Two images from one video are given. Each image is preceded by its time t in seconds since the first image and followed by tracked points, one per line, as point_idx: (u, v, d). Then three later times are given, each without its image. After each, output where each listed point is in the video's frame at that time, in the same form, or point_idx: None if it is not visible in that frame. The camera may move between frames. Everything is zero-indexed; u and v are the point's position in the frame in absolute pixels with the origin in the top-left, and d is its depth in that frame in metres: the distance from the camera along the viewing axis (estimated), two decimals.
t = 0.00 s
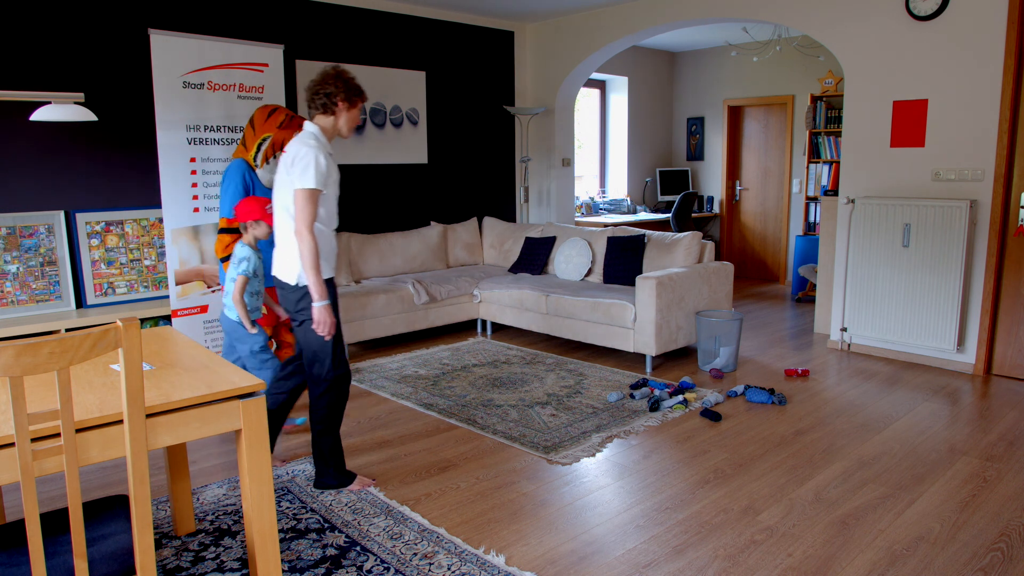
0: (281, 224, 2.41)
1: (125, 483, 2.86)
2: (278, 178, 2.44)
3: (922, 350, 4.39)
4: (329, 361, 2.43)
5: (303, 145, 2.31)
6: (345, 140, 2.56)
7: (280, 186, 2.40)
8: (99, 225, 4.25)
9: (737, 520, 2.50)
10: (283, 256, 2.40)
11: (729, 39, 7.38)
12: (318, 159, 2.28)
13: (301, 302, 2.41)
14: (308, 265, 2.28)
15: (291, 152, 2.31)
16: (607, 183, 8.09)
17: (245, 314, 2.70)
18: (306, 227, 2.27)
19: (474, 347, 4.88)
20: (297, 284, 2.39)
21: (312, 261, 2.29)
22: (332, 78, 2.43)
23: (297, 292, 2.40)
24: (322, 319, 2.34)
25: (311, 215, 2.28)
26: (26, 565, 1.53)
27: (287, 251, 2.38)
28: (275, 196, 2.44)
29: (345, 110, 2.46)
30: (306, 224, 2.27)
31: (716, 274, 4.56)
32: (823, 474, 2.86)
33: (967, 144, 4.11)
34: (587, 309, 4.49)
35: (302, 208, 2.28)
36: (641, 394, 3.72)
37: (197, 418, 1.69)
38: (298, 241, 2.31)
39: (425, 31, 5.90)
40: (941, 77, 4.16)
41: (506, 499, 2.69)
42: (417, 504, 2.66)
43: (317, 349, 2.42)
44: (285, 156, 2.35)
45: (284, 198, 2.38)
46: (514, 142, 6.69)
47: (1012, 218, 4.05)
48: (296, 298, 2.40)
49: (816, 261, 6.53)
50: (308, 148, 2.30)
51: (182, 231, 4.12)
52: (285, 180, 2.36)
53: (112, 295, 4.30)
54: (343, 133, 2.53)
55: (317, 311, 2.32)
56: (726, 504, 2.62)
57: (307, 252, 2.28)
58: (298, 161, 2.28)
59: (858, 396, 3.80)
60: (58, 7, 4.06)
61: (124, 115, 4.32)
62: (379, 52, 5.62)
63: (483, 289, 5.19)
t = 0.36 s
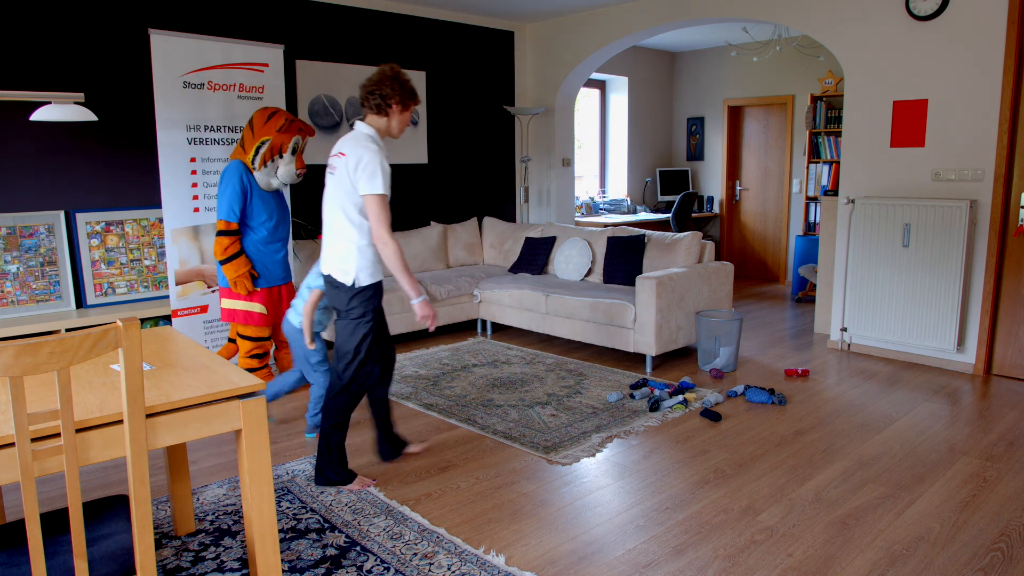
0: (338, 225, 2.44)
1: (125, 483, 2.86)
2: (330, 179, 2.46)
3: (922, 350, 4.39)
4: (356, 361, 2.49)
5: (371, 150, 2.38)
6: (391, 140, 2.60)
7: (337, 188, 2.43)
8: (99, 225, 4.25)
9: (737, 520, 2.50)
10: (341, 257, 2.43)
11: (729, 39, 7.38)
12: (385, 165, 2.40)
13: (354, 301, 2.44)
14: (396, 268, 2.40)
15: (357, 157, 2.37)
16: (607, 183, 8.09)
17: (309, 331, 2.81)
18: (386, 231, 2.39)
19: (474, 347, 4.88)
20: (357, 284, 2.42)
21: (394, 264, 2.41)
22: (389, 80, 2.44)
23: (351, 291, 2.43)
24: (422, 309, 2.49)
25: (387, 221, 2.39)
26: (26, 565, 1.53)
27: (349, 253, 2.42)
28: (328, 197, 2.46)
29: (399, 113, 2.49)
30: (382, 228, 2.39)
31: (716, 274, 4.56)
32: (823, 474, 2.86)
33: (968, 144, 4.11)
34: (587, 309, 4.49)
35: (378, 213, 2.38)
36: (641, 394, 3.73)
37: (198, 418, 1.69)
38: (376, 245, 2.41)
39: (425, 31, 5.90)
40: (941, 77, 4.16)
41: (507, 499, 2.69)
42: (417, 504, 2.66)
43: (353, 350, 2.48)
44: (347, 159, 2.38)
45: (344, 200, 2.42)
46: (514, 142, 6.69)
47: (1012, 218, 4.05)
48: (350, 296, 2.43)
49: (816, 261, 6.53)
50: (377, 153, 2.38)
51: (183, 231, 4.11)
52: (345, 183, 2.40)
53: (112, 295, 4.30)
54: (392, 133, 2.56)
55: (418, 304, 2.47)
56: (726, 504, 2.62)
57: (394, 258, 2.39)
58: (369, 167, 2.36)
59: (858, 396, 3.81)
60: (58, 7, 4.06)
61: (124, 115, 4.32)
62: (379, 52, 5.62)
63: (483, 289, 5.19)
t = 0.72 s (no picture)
0: (395, 219, 2.60)
1: (125, 483, 2.86)
2: (388, 175, 2.62)
3: (922, 350, 4.39)
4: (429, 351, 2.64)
5: (425, 147, 2.52)
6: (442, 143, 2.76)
7: (395, 183, 2.59)
8: (99, 225, 4.25)
9: (737, 520, 2.50)
10: (396, 249, 2.59)
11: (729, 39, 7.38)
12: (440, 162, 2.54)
13: (414, 291, 2.59)
14: (436, 258, 2.52)
15: (414, 153, 2.51)
16: (607, 183, 8.09)
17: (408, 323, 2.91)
18: (430, 223, 2.51)
19: (474, 347, 4.88)
20: (416, 274, 2.57)
21: (437, 254, 2.54)
22: (442, 89, 2.60)
23: (415, 283, 2.58)
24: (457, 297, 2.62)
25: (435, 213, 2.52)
26: (26, 565, 1.53)
27: (403, 245, 2.57)
28: (387, 192, 2.62)
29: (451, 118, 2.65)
30: (429, 219, 2.52)
31: (716, 274, 4.56)
32: (823, 474, 2.86)
33: (968, 144, 4.11)
34: (587, 309, 4.48)
35: (427, 204, 2.51)
36: (641, 395, 3.73)
37: (197, 418, 1.69)
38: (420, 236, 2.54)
39: (425, 31, 5.90)
40: (941, 77, 4.16)
41: (507, 499, 2.69)
42: (417, 504, 2.66)
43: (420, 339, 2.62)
44: (404, 155, 2.54)
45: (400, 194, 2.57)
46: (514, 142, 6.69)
47: (1012, 218, 4.05)
48: (413, 288, 2.58)
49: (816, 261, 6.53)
50: (433, 151, 2.53)
51: (183, 231, 4.11)
52: (402, 179, 2.56)
53: (112, 295, 4.30)
54: (442, 138, 2.72)
55: (452, 294, 2.59)
56: (726, 504, 2.62)
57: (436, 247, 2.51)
58: (425, 162, 2.50)
59: (858, 396, 3.81)
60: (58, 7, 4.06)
61: (124, 115, 4.32)
62: (379, 52, 5.62)
63: (483, 289, 5.19)
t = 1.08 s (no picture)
0: (430, 214, 2.75)
1: (125, 483, 2.86)
2: (427, 172, 2.78)
3: (922, 350, 4.39)
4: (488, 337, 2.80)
5: (464, 148, 2.66)
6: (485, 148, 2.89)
7: (432, 181, 2.75)
8: (99, 225, 4.25)
9: (737, 520, 2.50)
10: (430, 243, 2.74)
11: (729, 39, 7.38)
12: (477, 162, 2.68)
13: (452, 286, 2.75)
14: (462, 254, 2.66)
15: (453, 153, 2.66)
16: (607, 183, 8.09)
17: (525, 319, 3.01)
18: (461, 219, 2.65)
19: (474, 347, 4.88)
20: (449, 268, 2.72)
21: (465, 249, 2.67)
22: (487, 97, 2.74)
23: (453, 278, 2.74)
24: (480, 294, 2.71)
25: (467, 211, 2.66)
26: (26, 565, 1.53)
27: (437, 239, 2.73)
28: (424, 188, 2.78)
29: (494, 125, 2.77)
30: (460, 216, 2.66)
31: (716, 274, 4.56)
32: (824, 474, 2.86)
33: (968, 144, 4.11)
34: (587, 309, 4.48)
35: (459, 202, 2.64)
36: (641, 394, 3.73)
37: (197, 418, 1.69)
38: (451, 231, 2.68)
39: (425, 31, 5.90)
40: (941, 77, 4.16)
41: (507, 499, 2.69)
42: (417, 504, 2.66)
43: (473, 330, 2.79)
44: (444, 154, 2.69)
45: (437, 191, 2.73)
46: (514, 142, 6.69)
47: (1012, 218, 4.05)
48: (452, 284, 2.74)
49: (816, 261, 6.53)
50: (471, 151, 2.67)
51: (183, 231, 4.11)
52: (440, 176, 2.71)
53: (112, 295, 4.30)
54: (484, 144, 2.85)
55: (475, 290, 2.70)
56: (726, 504, 2.62)
57: (461, 243, 2.65)
58: (463, 161, 2.64)
59: (858, 396, 3.81)
60: (58, 7, 4.06)
61: (124, 115, 4.32)
62: (379, 53, 5.63)
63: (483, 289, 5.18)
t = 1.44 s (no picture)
0: (476, 215, 2.81)
1: (124, 483, 2.85)
2: (475, 174, 2.82)
3: (922, 350, 4.39)
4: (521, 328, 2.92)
5: (518, 156, 2.73)
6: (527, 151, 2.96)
7: (480, 183, 2.79)
8: (99, 225, 4.24)
9: (737, 520, 2.50)
10: (474, 243, 2.80)
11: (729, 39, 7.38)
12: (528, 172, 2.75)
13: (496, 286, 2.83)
14: (510, 260, 2.75)
15: (507, 162, 2.71)
16: (607, 183, 8.09)
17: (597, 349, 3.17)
18: (512, 227, 2.73)
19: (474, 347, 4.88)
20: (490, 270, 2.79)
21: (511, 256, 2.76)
22: (537, 103, 2.80)
23: (494, 277, 2.81)
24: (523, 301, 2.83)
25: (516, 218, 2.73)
26: (26, 565, 1.53)
27: (481, 240, 2.78)
28: (471, 189, 2.82)
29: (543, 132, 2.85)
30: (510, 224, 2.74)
31: (716, 274, 4.56)
32: (824, 474, 2.86)
33: (968, 144, 4.11)
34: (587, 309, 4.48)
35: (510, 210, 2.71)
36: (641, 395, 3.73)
37: (197, 418, 1.69)
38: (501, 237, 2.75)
39: (425, 31, 5.89)
40: (941, 77, 4.16)
41: (507, 499, 2.69)
42: (417, 504, 2.66)
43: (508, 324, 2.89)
44: (496, 160, 2.73)
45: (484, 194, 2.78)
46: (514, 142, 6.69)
47: (1012, 218, 4.05)
48: (492, 285, 2.82)
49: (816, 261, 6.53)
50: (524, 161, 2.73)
51: (183, 231, 4.11)
52: (490, 182, 2.76)
53: (112, 295, 4.30)
54: (532, 146, 2.92)
55: (518, 298, 2.81)
56: (726, 504, 2.62)
57: (510, 250, 2.74)
58: (516, 172, 2.70)
59: (858, 396, 3.80)
60: (57, 7, 4.06)
61: (124, 115, 4.32)
62: (379, 53, 5.63)
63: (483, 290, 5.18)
